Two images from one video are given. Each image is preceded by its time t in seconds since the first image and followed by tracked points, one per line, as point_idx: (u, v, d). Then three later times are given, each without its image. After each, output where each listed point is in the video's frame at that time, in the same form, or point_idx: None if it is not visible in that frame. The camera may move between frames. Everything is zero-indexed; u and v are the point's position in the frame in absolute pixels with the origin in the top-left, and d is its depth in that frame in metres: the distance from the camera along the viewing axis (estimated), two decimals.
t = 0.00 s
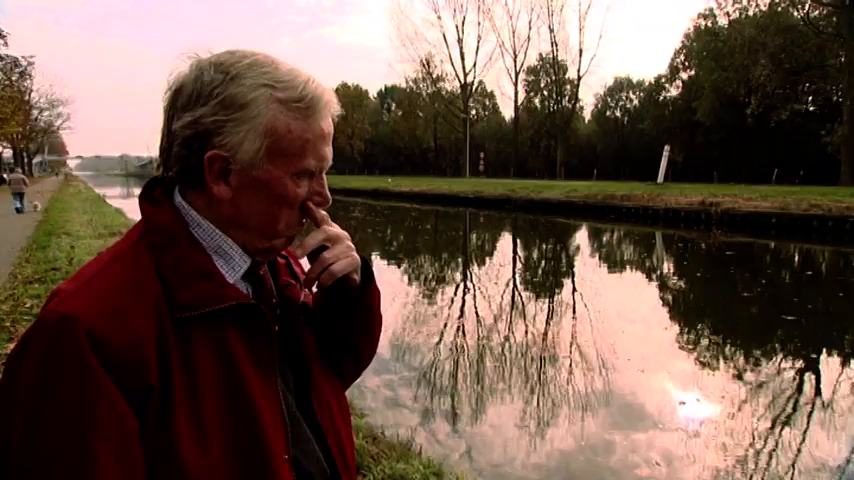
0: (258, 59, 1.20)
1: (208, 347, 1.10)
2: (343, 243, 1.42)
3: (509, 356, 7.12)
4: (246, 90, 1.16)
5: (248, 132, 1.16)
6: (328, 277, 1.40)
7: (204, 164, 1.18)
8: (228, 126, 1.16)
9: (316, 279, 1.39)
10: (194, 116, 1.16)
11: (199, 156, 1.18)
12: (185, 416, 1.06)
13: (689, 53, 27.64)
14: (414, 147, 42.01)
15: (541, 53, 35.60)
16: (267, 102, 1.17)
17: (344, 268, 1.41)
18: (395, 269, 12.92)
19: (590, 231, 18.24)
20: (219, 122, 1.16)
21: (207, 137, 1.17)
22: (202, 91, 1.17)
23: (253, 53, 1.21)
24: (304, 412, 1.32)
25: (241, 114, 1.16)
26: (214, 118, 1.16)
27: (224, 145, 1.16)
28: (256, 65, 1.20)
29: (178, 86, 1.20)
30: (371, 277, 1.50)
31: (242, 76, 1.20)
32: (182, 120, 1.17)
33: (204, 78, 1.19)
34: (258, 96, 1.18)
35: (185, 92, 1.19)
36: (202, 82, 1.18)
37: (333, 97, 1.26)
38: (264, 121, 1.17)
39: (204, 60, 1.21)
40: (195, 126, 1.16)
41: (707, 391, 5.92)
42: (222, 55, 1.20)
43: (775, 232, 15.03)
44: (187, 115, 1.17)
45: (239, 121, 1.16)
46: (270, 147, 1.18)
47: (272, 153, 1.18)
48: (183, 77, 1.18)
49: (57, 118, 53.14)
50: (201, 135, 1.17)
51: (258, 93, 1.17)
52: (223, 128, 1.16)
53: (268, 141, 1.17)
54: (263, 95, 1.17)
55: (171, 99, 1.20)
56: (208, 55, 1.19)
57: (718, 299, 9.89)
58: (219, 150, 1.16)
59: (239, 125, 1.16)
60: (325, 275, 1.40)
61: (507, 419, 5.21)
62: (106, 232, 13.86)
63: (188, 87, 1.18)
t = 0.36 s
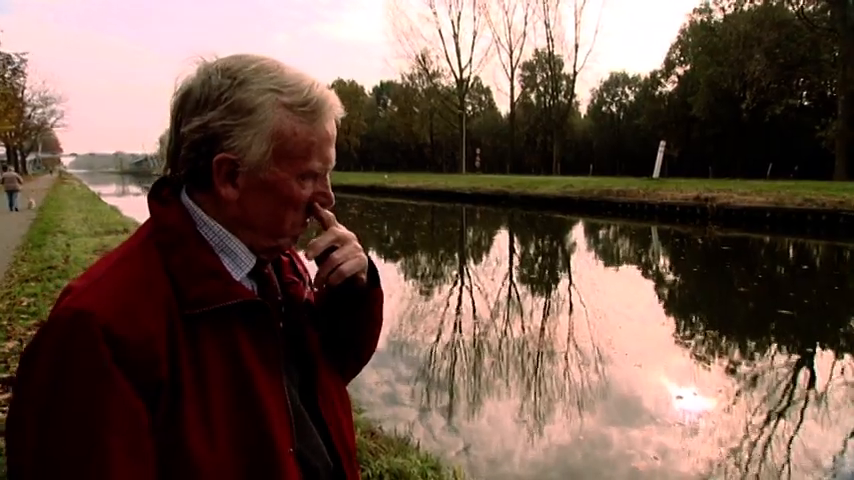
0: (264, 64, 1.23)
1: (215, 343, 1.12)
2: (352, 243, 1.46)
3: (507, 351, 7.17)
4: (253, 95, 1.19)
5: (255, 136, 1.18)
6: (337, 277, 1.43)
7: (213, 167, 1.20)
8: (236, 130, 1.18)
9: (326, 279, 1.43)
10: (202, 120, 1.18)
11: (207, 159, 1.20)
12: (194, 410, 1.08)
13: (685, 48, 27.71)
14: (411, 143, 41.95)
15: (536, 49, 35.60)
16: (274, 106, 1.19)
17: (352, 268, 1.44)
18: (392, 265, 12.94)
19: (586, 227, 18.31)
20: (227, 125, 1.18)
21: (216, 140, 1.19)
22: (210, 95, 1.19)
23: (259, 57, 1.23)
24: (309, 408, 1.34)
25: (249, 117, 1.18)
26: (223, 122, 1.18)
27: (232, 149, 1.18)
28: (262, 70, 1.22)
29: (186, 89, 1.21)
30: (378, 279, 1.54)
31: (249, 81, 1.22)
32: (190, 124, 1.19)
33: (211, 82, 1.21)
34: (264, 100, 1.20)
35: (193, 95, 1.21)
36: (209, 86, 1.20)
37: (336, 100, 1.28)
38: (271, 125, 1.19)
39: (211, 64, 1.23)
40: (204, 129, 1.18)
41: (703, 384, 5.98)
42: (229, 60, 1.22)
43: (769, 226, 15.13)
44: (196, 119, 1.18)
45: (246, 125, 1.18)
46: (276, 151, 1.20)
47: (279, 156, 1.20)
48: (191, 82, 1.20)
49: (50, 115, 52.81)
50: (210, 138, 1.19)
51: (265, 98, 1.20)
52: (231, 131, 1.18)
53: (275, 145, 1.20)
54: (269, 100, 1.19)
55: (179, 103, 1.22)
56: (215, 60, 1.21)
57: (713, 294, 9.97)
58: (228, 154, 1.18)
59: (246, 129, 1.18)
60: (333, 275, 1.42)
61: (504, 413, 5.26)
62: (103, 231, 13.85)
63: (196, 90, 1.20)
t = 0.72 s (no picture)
0: (256, 64, 1.24)
1: (216, 338, 1.14)
2: (353, 257, 1.50)
3: (504, 342, 7.21)
4: (247, 95, 1.20)
5: (251, 135, 1.20)
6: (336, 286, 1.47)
7: (209, 166, 1.21)
8: (231, 130, 1.20)
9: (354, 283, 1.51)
10: (198, 121, 1.20)
11: (204, 158, 1.22)
12: (196, 404, 1.10)
13: (683, 39, 27.59)
14: (408, 134, 41.81)
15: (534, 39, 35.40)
16: (268, 106, 1.21)
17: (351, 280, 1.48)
18: (390, 256, 12.94)
19: (583, 218, 18.34)
20: (223, 126, 1.20)
21: (213, 140, 1.20)
22: (206, 96, 1.20)
23: (251, 57, 1.25)
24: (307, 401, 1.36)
25: (244, 117, 1.20)
26: (219, 122, 1.19)
27: (229, 148, 1.20)
28: (255, 70, 1.24)
29: (181, 90, 1.23)
30: (374, 289, 1.57)
31: (242, 81, 1.24)
32: (186, 125, 1.21)
33: (205, 83, 1.22)
34: (258, 99, 1.21)
35: (188, 95, 1.23)
36: (203, 87, 1.22)
37: (329, 97, 1.30)
38: (265, 124, 1.21)
39: (205, 66, 1.24)
40: (201, 130, 1.20)
41: (698, 375, 6.04)
42: (223, 60, 1.23)
43: (766, 218, 15.18)
44: (192, 120, 1.20)
45: (241, 125, 1.20)
46: (271, 149, 1.22)
47: (274, 153, 1.23)
48: (185, 82, 1.21)
49: (44, 105, 52.27)
50: (206, 138, 1.20)
51: (259, 97, 1.21)
52: (227, 131, 1.20)
53: (271, 144, 1.22)
54: (264, 98, 1.20)
55: (174, 104, 1.24)
56: (208, 61, 1.23)
57: (710, 285, 10.02)
58: (224, 153, 1.20)
59: (242, 128, 1.19)
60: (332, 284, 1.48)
61: (501, 404, 5.30)
62: (99, 222, 13.82)
63: (191, 92, 1.22)
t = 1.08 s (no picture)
0: (239, 54, 1.24)
1: (212, 330, 1.14)
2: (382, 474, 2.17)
3: (499, 336, 7.25)
4: (231, 85, 1.20)
5: (236, 124, 1.20)
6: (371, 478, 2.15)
7: (200, 157, 1.22)
8: (217, 121, 1.20)
9: None
10: (185, 113, 1.20)
11: (194, 150, 1.22)
12: (194, 395, 1.11)
13: (680, 34, 27.60)
14: (405, 128, 41.71)
15: (532, 33, 35.31)
16: (252, 94, 1.21)
17: None
18: (386, 250, 12.95)
19: (579, 213, 18.38)
20: (209, 117, 1.20)
21: (201, 131, 1.21)
22: (192, 89, 1.21)
23: (236, 48, 1.25)
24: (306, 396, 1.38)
25: (229, 106, 1.20)
26: (205, 113, 1.20)
27: (216, 138, 1.20)
28: (239, 60, 1.24)
29: (169, 87, 1.24)
30: None
31: (226, 71, 1.23)
32: (176, 118, 1.21)
33: (192, 76, 1.23)
34: (243, 89, 1.21)
35: (176, 90, 1.23)
36: (190, 80, 1.22)
37: (316, 85, 1.30)
38: (250, 112, 1.21)
39: (192, 59, 1.25)
40: (189, 122, 1.20)
41: (692, 369, 6.09)
42: (208, 53, 1.24)
43: (761, 213, 15.25)
44: (180, 113, 1.20)
45: (227, 115, 1.19)
46: (258, 138, 1.22)
47: (262, 141, 1.22)
48: (173, 77, 1.22)
49: (38, 96, 51.86)
50: (194, 131, 1.21)
51: (243, 86, 1.21)
52: (214, 122, 1.20)
53: (257, 132, 1.22)
54: (248, 88, 1.20)
55: (164, 99, 1.25)
56: (194, 54, 1.24)
57: (704, 280, 10.08)
58: (213, 143, 1.20)
59: (228, 118, 1.19)
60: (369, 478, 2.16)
61: (496, 398, 5.34)
62: (94, 215, 13.77)
63: (178, 88, 1.23)
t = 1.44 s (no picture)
0: (249, 54, 1.28)
1: (218, 318, 1.17)
2: None
3: (497, 334, 7.29)
4: (239, 83, 1.24)
5: (244, 120, 1.24)
6: None
7: (210, 151, 1.26)
8: (226, 116, 1.24)
9: None
10: (197, 111, 1.24)
11: (205, 145, 1.26)
12: (197, 383, 1.13)
13: (680, 33, 27.65)
14: (404, 126, 41.72)
15: (531, 32, 35.33)
16: (260, 92, 1.24)
17: None
18: (384, 248, 12.99)
19: (578, 211, 18.43)
20: (219, 113, 1.24)
21: (211, 127, 1.25)
22: (204, 87, 1.25)
23: (246, 49, 1.29)
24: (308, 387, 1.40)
25: (238, 103, 1.23)
26: (215, 110, 1.24)
27: (227, 133, 1.24)
28: (249, 60, 1.28)
29: (182, 86, 1.28)
30: None
31: (235, 71, 1.27)
32: (188, 115, 1.26)
33: (204, 75, 1.27)
34: (250, 86, 1.25)
35: (188, 89, 1.28)
36: (202, 78, 1.27)
37: (323, 82, 1.33)
38: (258, 109, 1.24)
39: (205, 59, 1.29)
40: (201, 118, 1.24)
41: (690, 369, 6.13)
42: (219, 52, 1.28)
43: (758, 213, 15.31)
44: (192, 110, 1.25)
45: (236, 110, 1.23)
46: (265, 133, 1.26)
47: (269, 136, 1.26)
48: (186, 76, 1.26)
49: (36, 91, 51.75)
50: (205, 126, 1.25)
51: (251, 84, 1.25)
52: (224, 117, 1.24)
53: (264, 127, 1.25)
54: (255, 85, 1.24)
55: (178, 99, 1.30)
56: (207, 54, 1.28)
57: (702, 280, 10.13)
58: (223, 138, 1.24)
59: (237, 114, 1.23)
60: None
61: (493, 396, 5.38)
62: (92, 211, 13.75)
63: (191, 86, 1.27)
